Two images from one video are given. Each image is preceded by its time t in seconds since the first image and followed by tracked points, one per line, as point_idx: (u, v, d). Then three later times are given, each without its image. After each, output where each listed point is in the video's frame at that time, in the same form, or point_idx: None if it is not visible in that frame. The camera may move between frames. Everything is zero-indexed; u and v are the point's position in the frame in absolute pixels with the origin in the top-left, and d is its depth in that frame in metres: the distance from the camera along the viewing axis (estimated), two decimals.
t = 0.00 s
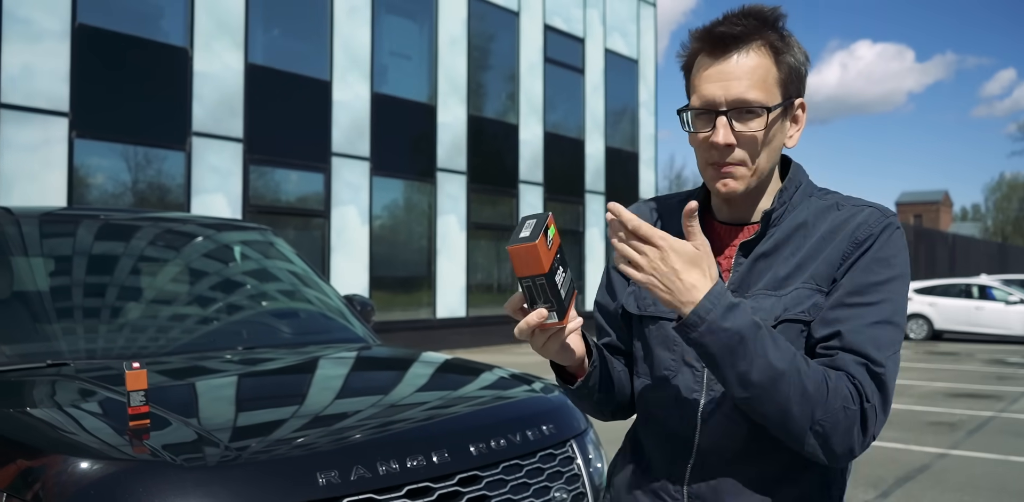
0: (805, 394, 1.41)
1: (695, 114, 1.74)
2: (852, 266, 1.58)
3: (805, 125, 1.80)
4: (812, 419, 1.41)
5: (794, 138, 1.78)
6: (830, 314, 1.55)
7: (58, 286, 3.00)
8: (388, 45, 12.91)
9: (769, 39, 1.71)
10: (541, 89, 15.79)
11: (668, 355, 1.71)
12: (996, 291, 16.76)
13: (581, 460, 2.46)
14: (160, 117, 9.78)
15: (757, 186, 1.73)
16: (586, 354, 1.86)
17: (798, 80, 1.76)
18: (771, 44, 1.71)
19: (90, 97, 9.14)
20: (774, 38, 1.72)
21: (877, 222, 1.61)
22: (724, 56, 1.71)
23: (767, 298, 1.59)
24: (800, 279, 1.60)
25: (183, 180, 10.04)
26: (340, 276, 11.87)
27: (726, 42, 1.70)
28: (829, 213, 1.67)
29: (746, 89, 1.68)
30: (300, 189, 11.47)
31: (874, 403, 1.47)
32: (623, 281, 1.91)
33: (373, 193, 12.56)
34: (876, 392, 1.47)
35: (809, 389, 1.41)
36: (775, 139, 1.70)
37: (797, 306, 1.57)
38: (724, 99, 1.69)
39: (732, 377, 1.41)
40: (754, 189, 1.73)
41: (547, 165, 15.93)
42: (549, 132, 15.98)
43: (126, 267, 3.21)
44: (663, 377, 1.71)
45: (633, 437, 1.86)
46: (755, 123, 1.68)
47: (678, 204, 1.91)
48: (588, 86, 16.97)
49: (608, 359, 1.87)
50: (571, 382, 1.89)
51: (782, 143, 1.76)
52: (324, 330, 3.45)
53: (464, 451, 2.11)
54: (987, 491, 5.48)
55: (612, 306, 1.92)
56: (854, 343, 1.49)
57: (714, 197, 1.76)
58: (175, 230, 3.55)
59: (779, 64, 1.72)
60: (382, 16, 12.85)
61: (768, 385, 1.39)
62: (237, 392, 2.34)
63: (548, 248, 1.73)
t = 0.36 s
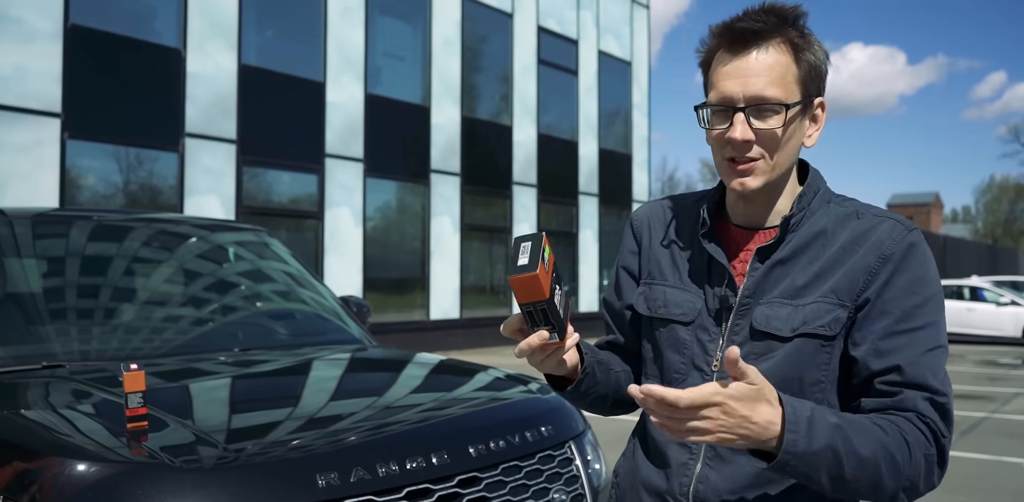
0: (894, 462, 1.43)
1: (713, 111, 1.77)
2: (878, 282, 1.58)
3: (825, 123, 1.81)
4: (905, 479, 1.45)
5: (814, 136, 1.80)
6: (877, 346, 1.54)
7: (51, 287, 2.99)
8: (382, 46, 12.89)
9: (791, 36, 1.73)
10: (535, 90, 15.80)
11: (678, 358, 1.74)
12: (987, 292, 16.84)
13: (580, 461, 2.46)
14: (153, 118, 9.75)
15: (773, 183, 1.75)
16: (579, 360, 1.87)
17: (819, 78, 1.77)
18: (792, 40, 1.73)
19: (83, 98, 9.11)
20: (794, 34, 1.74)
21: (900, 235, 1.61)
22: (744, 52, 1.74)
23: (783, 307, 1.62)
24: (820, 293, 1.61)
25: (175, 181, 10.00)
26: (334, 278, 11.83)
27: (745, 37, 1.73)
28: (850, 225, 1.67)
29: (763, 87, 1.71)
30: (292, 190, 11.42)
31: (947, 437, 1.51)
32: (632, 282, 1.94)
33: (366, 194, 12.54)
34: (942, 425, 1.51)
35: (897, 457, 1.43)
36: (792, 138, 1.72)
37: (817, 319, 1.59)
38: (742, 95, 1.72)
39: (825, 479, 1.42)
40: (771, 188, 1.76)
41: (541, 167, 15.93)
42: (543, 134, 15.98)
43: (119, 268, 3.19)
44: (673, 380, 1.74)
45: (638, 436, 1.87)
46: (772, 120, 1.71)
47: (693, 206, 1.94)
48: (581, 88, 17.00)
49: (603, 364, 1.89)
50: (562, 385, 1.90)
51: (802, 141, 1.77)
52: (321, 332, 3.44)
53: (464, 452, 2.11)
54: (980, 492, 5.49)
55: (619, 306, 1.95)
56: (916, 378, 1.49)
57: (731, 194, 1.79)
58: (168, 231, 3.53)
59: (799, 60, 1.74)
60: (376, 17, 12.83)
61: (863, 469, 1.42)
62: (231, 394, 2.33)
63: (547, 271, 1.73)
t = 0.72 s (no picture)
0: (886, 465, 1.42)
1: (711, 120, 1.80)
2: (882, 296, 1.58)
3: (831, 128, 1.79)
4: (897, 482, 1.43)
5: (820, 142, 1.78)
6: (878, 359, 1.54)
7: (47, 288, 2.98)
8: (378, 47, 12.89)
9: (786, 42, 1.73)
10: (531, 91, 15.82)
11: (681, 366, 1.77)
12: (981, 294, 16.92)
13: (581, 462, 2.46)
14: (148, 119, 9.73)
15: (775, 190, 1.75)
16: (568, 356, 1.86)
17: (822, 83, 1.76)
18: (788, 47, 1.73)
19: (78, 98, 9.08)
20: (790, 40, 1.74)
21: (906, 250, 1.61)
22: (739, 62, 1.76)
23: (785, 320, 1.64)
24: (822, 306, 1.62)
25: (170, 182, 9.97)
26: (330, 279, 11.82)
27: (740, 48, 1.75)
28: (855, 239, 1.68)
29: (757, 94, 1.72)
30: (286, 192, 11.39)
31: (947, 449, 1.50)
32: (645, 289, 1.97)
33: (362, 195, 12.54)
34: (943, 438, 1.49)
35: (889, 457, 1.42)
36: (789, 143, 1.72)
37: (817, 333, 1.60)
38: (735, 104, 1.74)
39: (811, 467, 1.41)
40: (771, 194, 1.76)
41: (537, 168, 15.94)
42: (538, 135, 16.00)
43: (115, 269, 3.18)
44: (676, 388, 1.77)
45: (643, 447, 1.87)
46: (767, 127, 1.71)
47: (703, 214, 1.96)
48: (577, 89, 17.02)
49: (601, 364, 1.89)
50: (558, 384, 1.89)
51: (807, 147, 1.76)
52: (319, 333, 3.44)
53: (465, 454, 2.11)
54: (975, 492, 5.52)
55: (631, 312, 1.99)
56: (916, 389, 1.49)
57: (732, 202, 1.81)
58: (165, 232, 3.53)
59: (796, 67, 1.74)
60: (372, 18, 12.83)
61: (853, 463, 1.40)
62: (228, 395, 2.33)
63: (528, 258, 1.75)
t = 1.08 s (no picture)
0: (798, 467, 1.40)
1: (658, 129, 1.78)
2: (829, 301, 1.55)
3: (782, 136, 1.74)
4: (813, 484, 1.41)
5: (769, 149, 1.73)
6: (818, 363, 1.52)
7: (45, 288, 2.97)
8: (374, 48, 12.88)
9: (729, 51, 1.71)
10: (528, 92, 15.84)
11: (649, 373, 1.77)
12: (976, 294, 16.96)
13: (582, 463, 2.46)
14: (144, 119, 9.71)
15: (719, 197, 1.71)
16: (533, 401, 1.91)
17: (768, 90, 1.72)
18: (730, 55, 1.70)
19: (74, 99, 9.07)
20: (734, 48, 1.71)
21: (855, 254, 1.56)
22: (683, 72, 1.74)
23: (738, 325, 1.62)
24: (771, 312, 1.60)
25: (167, 183, 9.96)
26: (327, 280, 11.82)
27: (684, 58, 1.74)
28: (807, 243, 1.65)
29: (696, 102, 1.69)
30: (281, 193, 11.35)
31: (881, 454, 1.44)
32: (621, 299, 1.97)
33: (360, 195, 12.54)
34: (877, 444, 1.44)
35: (799, 458, 1.40)
36: (730, 150, 1.68)
37: (767, 339, 1.58)
38: (677, 111, 1.71)
39: (719, 465, 1.41)
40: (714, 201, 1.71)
41: (534, 169, 15.95)
42: (535, 135, 16.01)
43: (112, 269, 3.17)
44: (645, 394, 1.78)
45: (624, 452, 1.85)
46: (706, 133, 1.68)
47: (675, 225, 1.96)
48: (574, 90, 17.05)
49: (572, 393, 1.92)
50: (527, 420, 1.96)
51: (753, 154, 1.72)
52: (318, 334, 3.43)
53: (467, 456, 2.11)
54: (971, 492, 5.54)
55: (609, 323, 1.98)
56: (850, 394, 1.46)
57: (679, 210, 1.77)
58: (162, 232, 3.51)
59: (740, 75, 1.70)
60: (369, 19, 12.83)
61: (760, 466, 1.40)
62: (225, 397, 2.32)
63: (470, 357, 1.71)
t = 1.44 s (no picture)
0: (716, 437, 1.40)
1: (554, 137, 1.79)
2: (728, 294, 1.56)
3: (672, 138, 1.77)
4: (727, 459, 1.42)
5: (660, 151, 1.77)
6: (723, 353, 1.52)
7: (45, 288, 2.96)
8: (373, 48, 12.89)
9: (616, 59, 1.74)
10: (526, 92, 15.85)
11: (558, 376, 1.72)
12: (974, 295, 16.98)
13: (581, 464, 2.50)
14: (142, 119, 9.69)
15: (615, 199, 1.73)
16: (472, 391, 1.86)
17: (657, 95, 1.75)
18: (617, 63, 1.73)
19: (72, 99, 9.06)
20: (621, 56, 1.74)
21: (750, 249, 1.59)
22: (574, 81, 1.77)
23: (641, 322, 1.59)
24: (673, 307, 1.59)
25: (165, 182, 9.95)
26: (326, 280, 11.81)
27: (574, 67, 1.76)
28: (705, 238, 1.66)
29: (587, 108, 1.72)
30: (277, 193, 11.32)
31: (785, 435, 1.48)
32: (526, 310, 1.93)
33: (358, 195, 12.54)
34: (781, 425, 1.48)
35: (719, 431, 1.41)
36: (622, 154, 1.71)
37: (670, 334, 1.57)
38: (569, 118, 1.73)
39: (644, 429, 1.40)
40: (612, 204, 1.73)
41: (532, 170, 15.96)
42: (534, 136, 16.03)
43: (111, 269, 3.16)
44: (555, 397, 1.72)
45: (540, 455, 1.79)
46: (597, 138, 1.70)
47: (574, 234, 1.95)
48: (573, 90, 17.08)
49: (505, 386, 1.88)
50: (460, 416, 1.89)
51: (645, 157, 1.75)
52: (320, 335, 3.43)
53: (472, 457, 2.14)
54: (969, 492, 5.56)
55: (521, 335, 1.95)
56: (753, 380, 1.48)
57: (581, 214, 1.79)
58: (160, 232, 3.50)
59: (627, 82, 1.73)
60: (368, 19, 12.83)
61: (681, 432, 1.39)
62: (224, 397, 2.32)
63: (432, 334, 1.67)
